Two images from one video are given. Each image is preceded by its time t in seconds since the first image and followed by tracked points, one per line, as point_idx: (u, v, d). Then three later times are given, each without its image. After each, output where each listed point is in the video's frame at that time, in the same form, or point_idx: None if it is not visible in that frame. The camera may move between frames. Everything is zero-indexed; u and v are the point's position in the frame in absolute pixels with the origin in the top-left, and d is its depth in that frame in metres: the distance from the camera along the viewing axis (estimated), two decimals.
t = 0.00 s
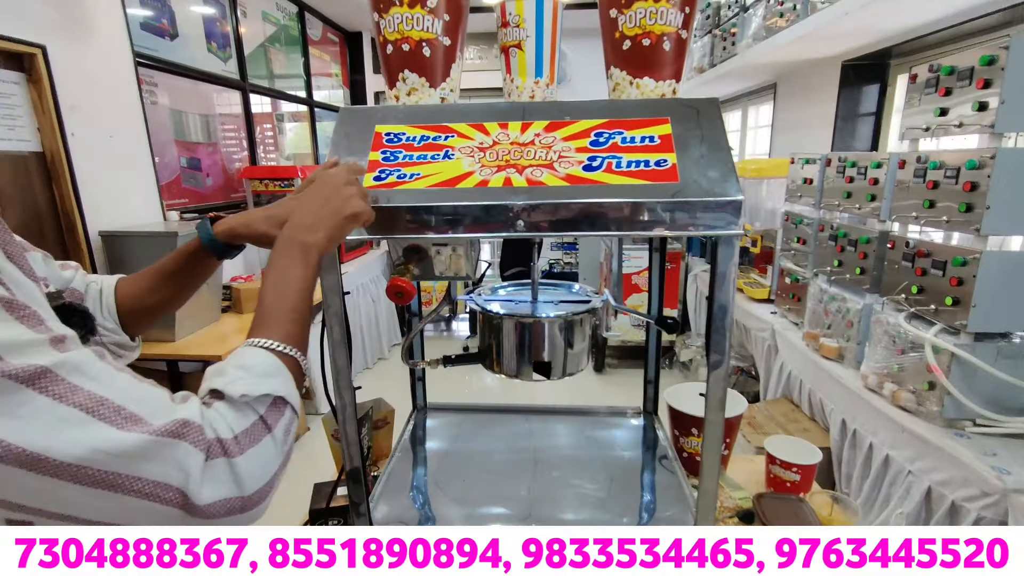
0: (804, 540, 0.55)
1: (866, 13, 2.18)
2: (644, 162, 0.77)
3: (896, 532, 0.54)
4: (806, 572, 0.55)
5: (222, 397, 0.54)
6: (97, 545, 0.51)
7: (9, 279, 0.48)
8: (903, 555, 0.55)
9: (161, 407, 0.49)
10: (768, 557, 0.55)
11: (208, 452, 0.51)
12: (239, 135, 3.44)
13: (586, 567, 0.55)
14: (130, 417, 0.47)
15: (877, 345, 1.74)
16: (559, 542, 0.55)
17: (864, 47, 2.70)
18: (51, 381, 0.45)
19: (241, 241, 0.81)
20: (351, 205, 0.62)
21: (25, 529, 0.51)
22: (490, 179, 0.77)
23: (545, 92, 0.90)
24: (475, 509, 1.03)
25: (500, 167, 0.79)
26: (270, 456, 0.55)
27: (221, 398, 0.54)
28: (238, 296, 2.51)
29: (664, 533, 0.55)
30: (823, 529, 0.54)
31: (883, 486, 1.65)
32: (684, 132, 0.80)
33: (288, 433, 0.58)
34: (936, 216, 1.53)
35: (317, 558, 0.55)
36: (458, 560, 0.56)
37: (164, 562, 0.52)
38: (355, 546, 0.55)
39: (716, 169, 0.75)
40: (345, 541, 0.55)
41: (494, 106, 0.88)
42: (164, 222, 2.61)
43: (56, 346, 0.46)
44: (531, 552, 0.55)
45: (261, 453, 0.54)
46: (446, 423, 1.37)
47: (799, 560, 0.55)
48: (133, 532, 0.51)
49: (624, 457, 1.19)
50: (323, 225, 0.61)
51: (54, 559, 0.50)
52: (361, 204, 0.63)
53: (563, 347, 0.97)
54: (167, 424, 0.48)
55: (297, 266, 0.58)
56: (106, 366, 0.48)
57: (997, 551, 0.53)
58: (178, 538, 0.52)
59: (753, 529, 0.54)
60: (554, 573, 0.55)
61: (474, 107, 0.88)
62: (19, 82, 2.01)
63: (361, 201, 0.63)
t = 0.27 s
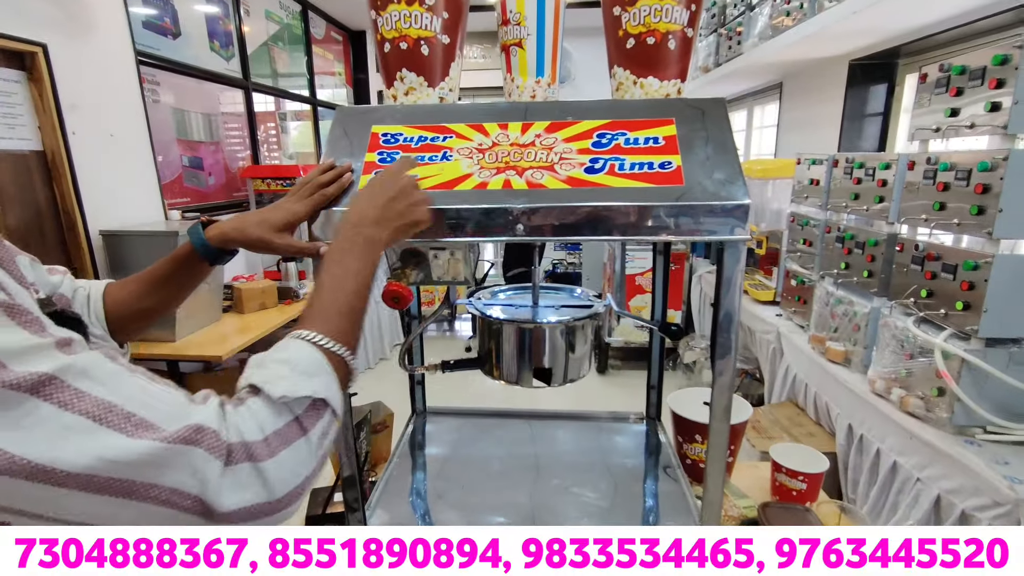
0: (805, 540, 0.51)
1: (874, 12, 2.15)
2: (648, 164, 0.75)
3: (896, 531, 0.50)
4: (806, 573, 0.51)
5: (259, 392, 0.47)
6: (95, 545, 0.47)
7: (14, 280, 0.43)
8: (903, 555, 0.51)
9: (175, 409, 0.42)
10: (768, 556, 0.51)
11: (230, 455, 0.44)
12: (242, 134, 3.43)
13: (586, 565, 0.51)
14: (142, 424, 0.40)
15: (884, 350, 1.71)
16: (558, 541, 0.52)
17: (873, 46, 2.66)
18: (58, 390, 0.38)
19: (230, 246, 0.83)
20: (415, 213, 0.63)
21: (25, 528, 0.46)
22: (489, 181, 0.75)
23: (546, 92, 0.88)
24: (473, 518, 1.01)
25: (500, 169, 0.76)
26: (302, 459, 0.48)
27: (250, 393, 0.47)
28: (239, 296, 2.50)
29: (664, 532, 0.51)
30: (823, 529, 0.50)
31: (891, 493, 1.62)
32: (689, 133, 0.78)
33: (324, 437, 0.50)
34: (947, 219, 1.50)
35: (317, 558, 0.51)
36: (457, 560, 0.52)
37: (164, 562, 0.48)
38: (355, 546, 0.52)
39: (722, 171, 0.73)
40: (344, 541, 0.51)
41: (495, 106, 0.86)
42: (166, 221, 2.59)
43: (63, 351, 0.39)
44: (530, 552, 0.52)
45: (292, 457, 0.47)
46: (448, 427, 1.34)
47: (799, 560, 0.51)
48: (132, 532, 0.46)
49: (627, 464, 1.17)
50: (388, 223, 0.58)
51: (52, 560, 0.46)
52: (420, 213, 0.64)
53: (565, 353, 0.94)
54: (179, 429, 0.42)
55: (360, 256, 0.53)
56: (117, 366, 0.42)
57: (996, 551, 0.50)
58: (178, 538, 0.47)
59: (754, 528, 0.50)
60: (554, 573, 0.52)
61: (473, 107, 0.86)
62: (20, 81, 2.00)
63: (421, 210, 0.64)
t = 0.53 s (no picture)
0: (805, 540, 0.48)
1: (881, 11, 2.12)
2: (652, 166, 0.73)
3: (897, 531, 0.48)
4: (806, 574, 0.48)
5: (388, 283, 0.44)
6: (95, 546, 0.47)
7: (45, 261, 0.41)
8: (902, 555, 0.48)
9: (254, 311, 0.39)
10: (768, 556, 0.49)
11: (331, 343, 0.40)
12: (245, 134, 3.42)
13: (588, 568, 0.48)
14: (222, 332, 0.37)
15: (891, 353, 1.69)
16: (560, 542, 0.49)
17: (879, 44, 2.63)
18: (133, 322, 0.36)
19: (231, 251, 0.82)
20: (613, 185, 0.56)
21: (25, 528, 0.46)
22: (490, 184, 0.73)
23: (549, 92, 0.86)
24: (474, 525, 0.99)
25: (501, 172, 0.75)
26: (418, 351, 0.42)
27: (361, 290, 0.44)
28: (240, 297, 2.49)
29: (664, 532, 0.48)
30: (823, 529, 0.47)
31: (899, 498, 1.59)
32: (694, 134, 0.77)
33: (436, 350, 0.44)
34: (955, 221, 1.48)
35: (317, 558, 0.48)
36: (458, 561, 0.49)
37: (164, 562, 0.47)
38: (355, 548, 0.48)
39: (727, 173, 0.71)
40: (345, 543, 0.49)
41: (497, 107, 0.84)
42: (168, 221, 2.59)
43: (124, 292, 0.37)
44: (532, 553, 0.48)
45: (401, 354, 0.42)
46: (450, 430, 1.33)
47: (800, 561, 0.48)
48: (132, 532, 0.47)
49: (630, 469, 1.15)
50: (581, 186, 0.54)
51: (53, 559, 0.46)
52: (621, 189, 0.57)
53: (567, 358, 0.93)
54: (265, 321, 0.37)
55: (540, 209, 0.50)
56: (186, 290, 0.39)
57: (996, 550, 0.47)
58: (178, 538, 0.47)
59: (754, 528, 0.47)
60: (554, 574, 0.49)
61: (474, 108, 0.85)
62: (21, 80, 1.99)
63: (622, 185, 0.57)
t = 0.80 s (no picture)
0: (804, 539, 0.48)
1: (881, 12, 2.12)
2: (651, 169, 0.72)
3: (896, 531, 0.48)
4: (806, 574, 0.49)
5: (391, 371, 0.45)
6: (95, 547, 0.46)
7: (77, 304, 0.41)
8: (903, 554, 0.49)
9: (281, 396, 0.40)
10: (767, 556, 0.49)
11: (343, 441, 0.42)
12: (244, 135, 3.41)
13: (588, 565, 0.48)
14: (247, 417, 0.38)
15: (892, 355, 1.68)
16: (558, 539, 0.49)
17: (879, 46, 2.63)
18: (162, 394, 0.36)
19: (225, 260, 0.81)
20: (603, 227, 0.54)
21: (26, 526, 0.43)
22: (487, 189, 0.72)
23: (547, 95, 0.85)
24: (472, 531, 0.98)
25: (498, 175, 0.74)
26: (418, 451, 0.45)
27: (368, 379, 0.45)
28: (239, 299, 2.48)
29: (664, 532, 0.48)
30: (823, 528, 0.48)
31: (900, 500, 1.59)
32: (693, 137, 0.76)
33: (437, 436, 0.46)
34: (956, 223, 1.47)
35: (317, 558, 0.48)
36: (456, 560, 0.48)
37: (163, 563, 0.46)
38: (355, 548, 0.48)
39: (727, 177, 0.70)
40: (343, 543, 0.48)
41: (494, 109, 0.83)
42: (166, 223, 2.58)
43: (155, 359, 0.37)
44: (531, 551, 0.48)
45: (405, 449, 0.44)
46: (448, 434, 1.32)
47: (799, 560, 0.48)
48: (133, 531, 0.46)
49: (630, 475, 1.14)
50: (570, 236, 0.52)
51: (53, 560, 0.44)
52: (613, 229, 0.55)
53: (566, 362, 0.92)
54: (286, 416, 0.39)
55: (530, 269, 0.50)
56: (218, 367, 0.39)
57: (996, 550, 0.48)
58: (178, 538, 0.46)
59: (755, 528, 0.47)
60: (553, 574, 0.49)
61: (472, 112, 0.84)
62: (18, 82, 1.98)
63: (614, 226, 0.55)
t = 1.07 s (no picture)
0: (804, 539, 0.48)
1: (876, 15, 2.13)
2: (647, 172, 0.72)
3: (897, 531, 0.47)
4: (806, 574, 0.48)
5: (379, 409, 0.49)
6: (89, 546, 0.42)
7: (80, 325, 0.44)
8: (903, 554, 0.48)
9: (276, 432, 0.44)
10: (768, 556, 0.48)
11: (334, 479, 0.46)
12: (241, 137, 3.41)
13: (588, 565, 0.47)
14: (243, 452, 0.42)
15: (889, 357, 1.68)
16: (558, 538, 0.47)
17: (875, 48, 2.64)
18: (160, 426, 0.39)
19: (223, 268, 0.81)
20: (581, 265, 0.56)
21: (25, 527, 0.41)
22: (483, 193, 0.72)
23: (543, 97, 0.85)
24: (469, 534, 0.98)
25: (495, 178, 0.74)
26: (402, 486, 0.49)
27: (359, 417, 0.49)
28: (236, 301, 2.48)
29: (665, 532, 0.47)
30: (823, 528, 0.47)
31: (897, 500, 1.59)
32: (689, 141, 0.76)
33: (424, 470, 0.51)
34: (953, 224, 1.48)
35: (317, 558, 0.45)
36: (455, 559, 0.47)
37: (162, 563, 0.43)
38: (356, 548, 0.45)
39: (723, 181, 0.70)
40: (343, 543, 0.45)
41: (491, 111, 0.83)
42: (163, 226, 2.57)
43: (157, 389, 0.40)
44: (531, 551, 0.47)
45: (393, 484, 0.48)
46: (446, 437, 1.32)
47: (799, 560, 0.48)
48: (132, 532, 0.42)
49: (627, 477, 1.14)
50: (549, 273, 0.55)
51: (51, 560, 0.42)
52: (593, 266, 0.57)
53: (563, 364, 0.92)
54: (282, 452, 0.43)
55: (511, 305, 0.53)
56: (216, 400, 0.43)
57: (997, 550, 0.47)
58: (178, 538, 0.42)
59: (755, 528, 0.47)
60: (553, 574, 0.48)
61: (468, 115, 0.84)
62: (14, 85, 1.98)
63: (593, 264, 0.57)
